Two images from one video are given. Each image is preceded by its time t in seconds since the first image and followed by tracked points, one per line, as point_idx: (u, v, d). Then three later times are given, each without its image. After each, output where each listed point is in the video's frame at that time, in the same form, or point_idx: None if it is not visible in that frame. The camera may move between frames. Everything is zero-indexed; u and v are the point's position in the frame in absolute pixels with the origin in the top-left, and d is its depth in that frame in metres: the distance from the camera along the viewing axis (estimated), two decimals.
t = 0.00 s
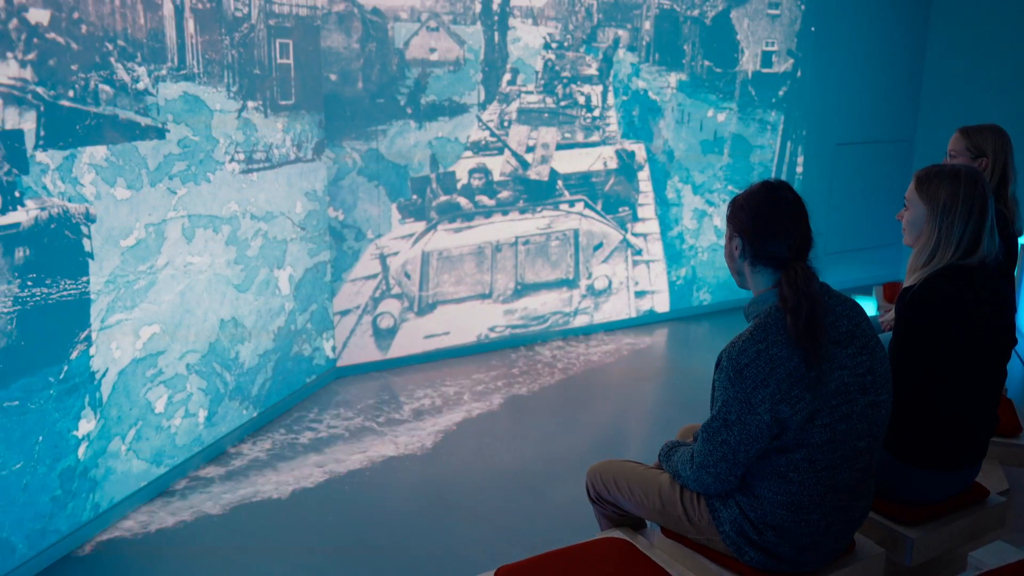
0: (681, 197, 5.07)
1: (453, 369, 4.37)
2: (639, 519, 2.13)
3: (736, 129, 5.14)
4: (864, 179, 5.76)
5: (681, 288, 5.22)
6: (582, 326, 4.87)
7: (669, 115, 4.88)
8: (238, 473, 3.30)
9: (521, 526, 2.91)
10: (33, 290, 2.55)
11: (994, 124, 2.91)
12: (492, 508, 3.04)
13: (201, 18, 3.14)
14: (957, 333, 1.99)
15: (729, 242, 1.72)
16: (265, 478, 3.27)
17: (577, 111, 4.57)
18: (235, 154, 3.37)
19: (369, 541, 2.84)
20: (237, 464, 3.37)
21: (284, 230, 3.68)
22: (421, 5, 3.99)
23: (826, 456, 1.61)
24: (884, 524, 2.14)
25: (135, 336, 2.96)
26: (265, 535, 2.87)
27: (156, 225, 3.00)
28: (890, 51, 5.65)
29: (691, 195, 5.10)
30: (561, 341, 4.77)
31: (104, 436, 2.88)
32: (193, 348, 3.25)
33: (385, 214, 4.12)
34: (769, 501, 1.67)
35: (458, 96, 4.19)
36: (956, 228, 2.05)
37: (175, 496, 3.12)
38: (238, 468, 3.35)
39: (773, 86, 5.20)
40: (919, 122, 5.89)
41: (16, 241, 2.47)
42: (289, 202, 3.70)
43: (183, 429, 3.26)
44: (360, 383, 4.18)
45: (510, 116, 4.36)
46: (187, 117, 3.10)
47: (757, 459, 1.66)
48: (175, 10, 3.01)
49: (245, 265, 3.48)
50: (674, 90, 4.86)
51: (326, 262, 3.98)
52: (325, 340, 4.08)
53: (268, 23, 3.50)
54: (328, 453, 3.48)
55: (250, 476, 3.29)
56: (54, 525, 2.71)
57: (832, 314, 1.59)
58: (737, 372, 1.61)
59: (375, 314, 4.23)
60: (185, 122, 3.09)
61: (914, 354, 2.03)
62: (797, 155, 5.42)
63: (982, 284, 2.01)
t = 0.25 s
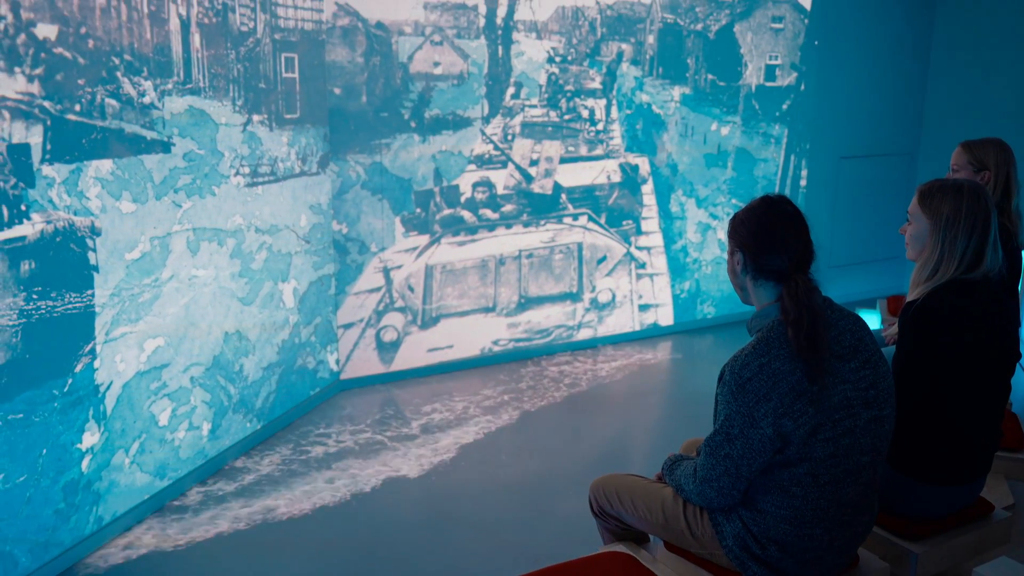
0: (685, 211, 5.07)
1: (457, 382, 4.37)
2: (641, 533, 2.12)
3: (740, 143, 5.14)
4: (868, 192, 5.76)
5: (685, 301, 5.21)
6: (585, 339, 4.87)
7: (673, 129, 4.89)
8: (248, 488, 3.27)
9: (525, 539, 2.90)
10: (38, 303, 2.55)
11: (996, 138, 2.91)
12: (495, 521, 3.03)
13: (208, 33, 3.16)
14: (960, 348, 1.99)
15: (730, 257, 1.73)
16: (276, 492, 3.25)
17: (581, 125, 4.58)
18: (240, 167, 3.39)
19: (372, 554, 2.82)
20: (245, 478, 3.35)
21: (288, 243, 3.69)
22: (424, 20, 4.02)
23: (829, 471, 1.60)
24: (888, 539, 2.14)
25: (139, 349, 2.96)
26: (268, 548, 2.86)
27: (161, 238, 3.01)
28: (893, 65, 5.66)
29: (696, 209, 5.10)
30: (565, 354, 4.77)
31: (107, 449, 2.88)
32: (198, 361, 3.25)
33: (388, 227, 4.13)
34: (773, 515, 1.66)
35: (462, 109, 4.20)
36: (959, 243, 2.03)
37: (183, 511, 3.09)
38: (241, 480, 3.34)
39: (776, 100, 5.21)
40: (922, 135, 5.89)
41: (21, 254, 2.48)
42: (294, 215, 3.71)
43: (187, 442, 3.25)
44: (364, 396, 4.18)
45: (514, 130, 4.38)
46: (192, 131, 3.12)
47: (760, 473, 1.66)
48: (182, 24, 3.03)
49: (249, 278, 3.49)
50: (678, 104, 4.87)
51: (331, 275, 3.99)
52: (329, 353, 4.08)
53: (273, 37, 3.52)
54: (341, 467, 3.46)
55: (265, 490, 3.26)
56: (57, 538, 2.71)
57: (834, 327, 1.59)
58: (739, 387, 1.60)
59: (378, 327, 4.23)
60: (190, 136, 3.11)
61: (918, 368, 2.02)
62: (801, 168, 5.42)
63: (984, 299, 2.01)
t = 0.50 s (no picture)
0: (688, 224, 5.07)
1: (459, 395, 4.37)
2: (642, 546, 2.11)
3: (742, 155, 5.14)
4: (870, 205, 5.76)
5: (687, 314, 5.21)
6: (588, 352, 4.86)
7: (675, 141, 4.90)
8: (261, 505, 3.24)
9: (527, 553, 2.88)
10: (42, 316, 2.56)
11: (996, 150, 2.91)
12: (498, 535, 3.01)
13: (212, 47, 3.18)
14: (960, 363, 1.98)
15: (731, 271, 1.73)
16: (293, 506, 3.23)
17: (583, 138, 4.59)
18: (243, 180, 3.40)
19: (374, 567, 2.81)
20: (260, 493, 3.33)
21: (291, 255, 3.70)
22: (427, 34, 4.04)
23: (831, 484, 1.59)
24: (890, 552, 2.14)
25: (142, 362, 2.96)
26: (269, 561, 2.85)
27: (165, 251, 3.02)
28: (895, 78, 5.67)
29: (698, 222, 5.10)
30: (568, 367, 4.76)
31: (110, 462, 2.88)
32: (200, 374, 3.25)
33: (390, 240, 4.14)
34: (774, 529, 1.65)
35: (464, 123, 4.22)
36: (959, 256, 2.04)
37: (201, 527, 3.07)
38: (242, 493, 3.33)
39: (779, 113, 5.21)
40: (925, 148, 5.89)
41: (25, 267, 2.49)
42: (297, 228, 3.72)
43: (189, 455, 3.25)
44: (366, 409, 4.17)
45: (516, 143, 4.39)
46: (196, 144, 3.13)
47: (761, 487, 1.65)
48: (186, 39, 3.05)
49: (252, 291, 3.49)
50: (680, 117, 4.88)
51: (334, 287, 4.00)
52: (332, 366, 4.08)
53: (277, 51, 3.54)
54: (354, 481, 3.44)
55: (280, 506, 3.23)
56: (59, 551, 2.70)
57: (834, 340, 1.58)
58: (740, 401, 1.60)
59: (380, 340, 4.24)
60: (194, 149, 3.12)
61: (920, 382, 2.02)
62: (804, 181, 5.42)
63: (985, 311, 2.00)
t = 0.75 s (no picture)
0: (688, 236, 5.07)
1: (458, 406, 4.36)
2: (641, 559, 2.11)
3: (743, 167, 5.15)
4: (870, 216, 5.76)
5: (688, 326, 5.20)
6: (588, 363, 4.86)
7: (675, 153, 4.91)
8: (260, 516, 3.23)
9: (527, 565, 2.87)
10: (42, 327, 2.56)
11: (992, 163, 2.92)
12: (497, 548, 3.00)
13: (213, 59, 3.19)
14: (959, 374, 1.97)
15: (730, 284, 1.72)
16: (306, 522, 3.19)
17: (583, 150, 4.60)
18: (244, 192, 3.40)
19: None
20: (266, 509, 3.29)
21: (292, 267, 3.70)
22: (427, 46, 4.06)
23: (829, 496, 1.58)
24: (889, 565, 2.11)
25: (141, 374, 2.96)
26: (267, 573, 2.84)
27: (165, 263, 3.03)
28: (895, 90, 5.69)
29: (698, 234, 5.10)
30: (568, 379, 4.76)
31: (109, 474, 2.87)
32: (200, 386, 3.25)
33: (390, 252, 4.15)
34: (772, 541, 1.65)
35: (464, 135, 4.23)
36: (957, 268, 2.03)
37: (214, 543, 3.03)
38: (241, 505, 3.33)
39: (779, 125, 5.22)
40: (925, 160, 5.90)
41: (26, 279, 2.50)
42: (298, 239, 3.73)
43: (188, 467, 3.24)
44: (365, 421, 4.17)
45: (516, 155, 4.40)
46: (197, 156, 3.14)
47: (759, 499, 1.64)
48: (188, 51, 3.06)
49: (253, 302, 3.50)
50: (680, 129, 4.89)
51: (334, 299, 4.00)
52: (331, 378, 4.08)
53: (278, 63, 3.56)
54: (353, 493, 3.43)
55: (279, 518, 3.22)
56: (57, 563, 2.69)
57: (834, 352, 1.58)
58: (737, 413, 1.59)
59: (379, 352, 4.23)
60: (195, 161, 3.13)
61: (919, 394, 2.01)
62: (804, 193, 5.42)
63: (985, 323, 1.99)
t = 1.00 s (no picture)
0: (689, 247, 5.07)
1: (459, 418, 4.35)
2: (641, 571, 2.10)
3: (744, 178, 5.15)
4: (872, 227, 5.76)
5: (689, 337, 5.20)
6: (589, 374, 4.85)
7: (676, 165, 4.91)
8: (260, 528, 3.22)
9: None
10: (43, 338, 2.56)
11: (990, 174, 2.92)
12: (499, 559, 2.98)
13: (215, 71, 3.20)
14: (960, 385, 1.97)
15: (730, 298, 1.70)
16: (312, 535, 3.18)
17: (584, 161, 4.61)
18: (246, 203, 3.41)
19: None
20: (275, 522, 3.27)
21: (293, 278, 3.71)
22: (428, 57, 4.07)
23: (828, 507, 1.58)
24: None
25: (142, 385, 2.96)
26: None
27: (166, 273, 3.03)
28: (896, 101, 5.70)
29: (699, 245, 5.10)
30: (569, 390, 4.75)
31: (109, 485, 2.86)
32: (201, 397, 3.24)
33: (391, 263, 4.15)
34: (772, 553, 1.64)
35: (465, 146, 4.24)
36: (956, 278, 2.04)
37: (225, 558, 3.00)
38: (241, 516, 3.32)
39: (780, 136, 5.23)
40: (926, 171, 5.91)
41: (27, 289, 2.50)
42: (299, 250, 3.73)
43: (189, 478, 3.24)
44: (365, 432, 4.16)
45: (517, 166, 4.41)
46: (199, 167, 3.15)
47: (759, 510, 1.63)
48: (190, 63, 3.07)
49: (254, 313, 3.50)
50: (681, 140, 4.90)
51: (335, 310, 4.00)
52: (332, 389, 4.08)
53: (280, 75, 3.57)
54: (354, 505, 3.42)
55: (279, 529, 3.21)
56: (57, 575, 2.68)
57: (836, 360, 1.58)
58: (736, 424, 1.59)
59: (380, 363, 4.23)
60: (197, 172, 3.14)
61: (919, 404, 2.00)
62: (805, 204, 5.42)
63: (985, 334, 1.99)
